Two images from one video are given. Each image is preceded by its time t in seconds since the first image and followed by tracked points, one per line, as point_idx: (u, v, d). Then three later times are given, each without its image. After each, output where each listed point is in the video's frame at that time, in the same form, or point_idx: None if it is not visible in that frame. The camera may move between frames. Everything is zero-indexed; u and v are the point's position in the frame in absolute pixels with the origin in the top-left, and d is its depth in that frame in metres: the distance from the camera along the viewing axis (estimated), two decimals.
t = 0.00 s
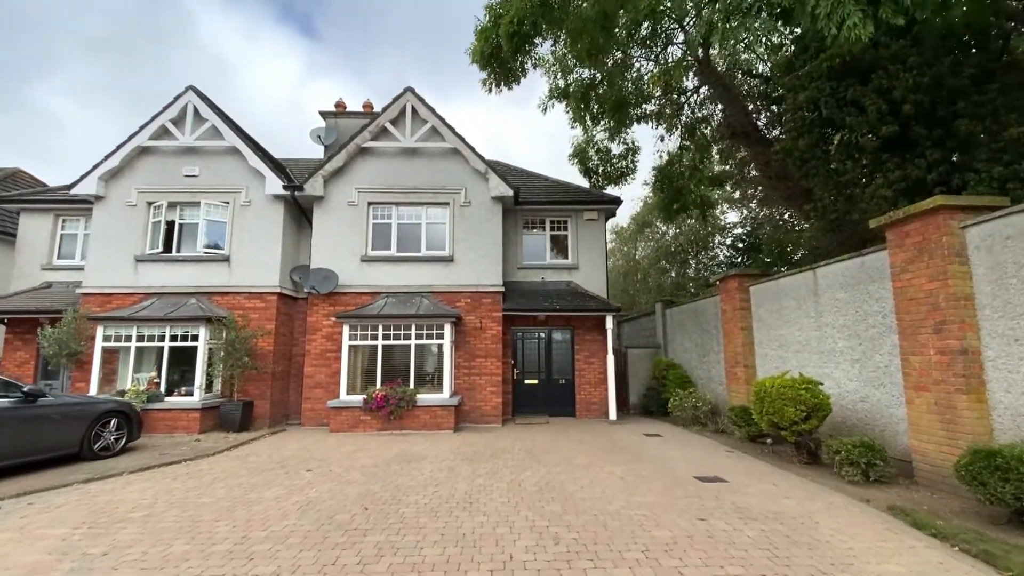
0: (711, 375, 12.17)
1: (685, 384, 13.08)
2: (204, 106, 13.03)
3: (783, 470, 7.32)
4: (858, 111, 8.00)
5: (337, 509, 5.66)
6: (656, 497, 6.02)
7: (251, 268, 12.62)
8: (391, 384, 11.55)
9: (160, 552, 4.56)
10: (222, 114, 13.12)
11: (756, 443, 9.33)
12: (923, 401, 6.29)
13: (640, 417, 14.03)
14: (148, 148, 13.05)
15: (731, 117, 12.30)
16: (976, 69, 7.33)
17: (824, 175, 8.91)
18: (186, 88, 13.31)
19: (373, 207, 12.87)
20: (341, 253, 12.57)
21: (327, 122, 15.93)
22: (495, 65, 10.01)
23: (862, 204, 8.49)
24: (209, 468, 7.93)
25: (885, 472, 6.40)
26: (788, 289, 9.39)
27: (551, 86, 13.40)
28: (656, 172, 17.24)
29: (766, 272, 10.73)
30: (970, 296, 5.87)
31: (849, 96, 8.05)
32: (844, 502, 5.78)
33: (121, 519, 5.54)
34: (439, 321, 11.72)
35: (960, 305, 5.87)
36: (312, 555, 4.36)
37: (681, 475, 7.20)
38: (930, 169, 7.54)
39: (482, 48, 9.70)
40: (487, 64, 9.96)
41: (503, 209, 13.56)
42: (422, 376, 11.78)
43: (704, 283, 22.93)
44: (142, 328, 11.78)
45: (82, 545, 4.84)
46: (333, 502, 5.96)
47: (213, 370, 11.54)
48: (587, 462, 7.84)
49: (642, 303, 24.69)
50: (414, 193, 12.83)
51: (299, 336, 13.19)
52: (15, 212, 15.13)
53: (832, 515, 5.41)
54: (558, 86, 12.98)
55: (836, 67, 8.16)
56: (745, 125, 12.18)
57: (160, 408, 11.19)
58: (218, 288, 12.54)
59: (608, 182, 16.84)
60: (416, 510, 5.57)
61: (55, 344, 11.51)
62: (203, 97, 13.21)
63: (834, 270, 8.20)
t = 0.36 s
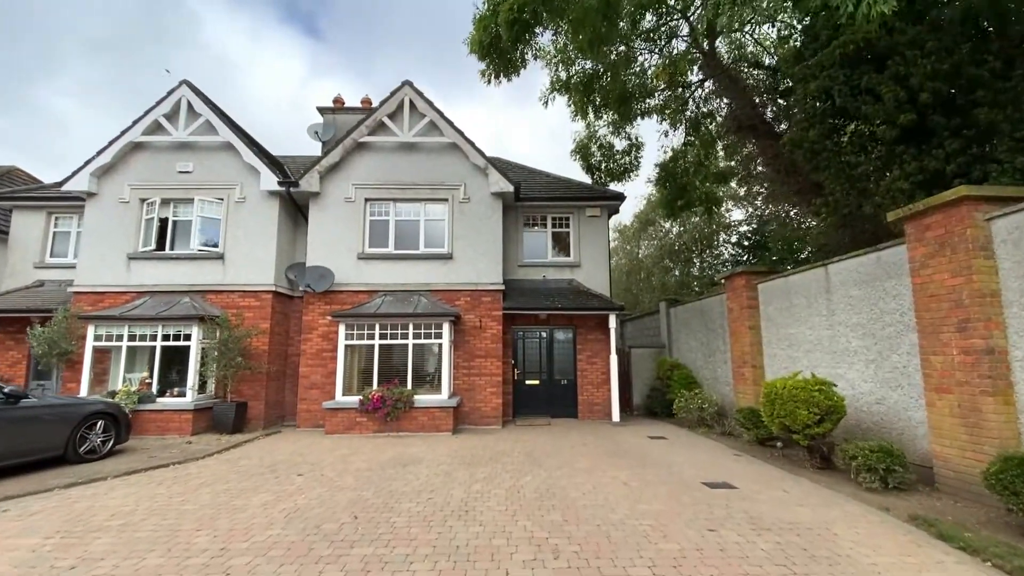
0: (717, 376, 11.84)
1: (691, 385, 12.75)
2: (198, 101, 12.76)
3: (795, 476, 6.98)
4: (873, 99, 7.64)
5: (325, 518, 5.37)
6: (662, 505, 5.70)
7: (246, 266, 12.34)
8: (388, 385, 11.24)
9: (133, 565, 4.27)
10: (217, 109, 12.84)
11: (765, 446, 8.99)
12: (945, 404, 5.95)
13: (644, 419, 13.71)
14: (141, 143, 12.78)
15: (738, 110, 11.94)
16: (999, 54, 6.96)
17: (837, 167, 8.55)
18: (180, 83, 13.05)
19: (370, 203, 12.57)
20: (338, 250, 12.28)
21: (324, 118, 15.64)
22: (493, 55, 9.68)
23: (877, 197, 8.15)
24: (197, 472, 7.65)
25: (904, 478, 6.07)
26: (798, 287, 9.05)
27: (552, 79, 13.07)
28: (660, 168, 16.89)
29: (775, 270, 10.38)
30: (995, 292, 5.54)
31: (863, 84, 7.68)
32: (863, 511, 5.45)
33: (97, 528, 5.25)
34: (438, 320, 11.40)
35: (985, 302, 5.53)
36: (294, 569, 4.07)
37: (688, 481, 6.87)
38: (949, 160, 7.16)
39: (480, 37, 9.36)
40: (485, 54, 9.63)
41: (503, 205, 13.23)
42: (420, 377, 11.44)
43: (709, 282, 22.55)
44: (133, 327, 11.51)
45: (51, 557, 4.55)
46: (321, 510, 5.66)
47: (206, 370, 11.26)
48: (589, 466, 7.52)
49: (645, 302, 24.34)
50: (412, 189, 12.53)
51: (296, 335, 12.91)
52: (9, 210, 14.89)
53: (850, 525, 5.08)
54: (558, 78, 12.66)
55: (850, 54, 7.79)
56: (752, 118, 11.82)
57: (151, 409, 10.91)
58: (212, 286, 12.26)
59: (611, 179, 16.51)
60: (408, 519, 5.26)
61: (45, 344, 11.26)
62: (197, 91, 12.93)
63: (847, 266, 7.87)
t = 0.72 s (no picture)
0: (724, 377, 11.44)
1: (696, 386, 12.35)
2: (188, 94, 12.43)
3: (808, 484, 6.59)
4: (890, 84, 7.21)
5: (307, 529, 5.00)
6: (668, 516, 5.31)
7: (238, 263, 11.99)
8: (383, 386, 10.86)
9: None
10: (208, 102, 12.50)
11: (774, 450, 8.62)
12: (971, 407, 5.55)
13: (647, 420, 13.33)
14: (130, 138, 12.45)
15: (745, 101, 11.52)
16: None
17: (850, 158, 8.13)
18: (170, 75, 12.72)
19: (365, 198, 12.21)
20: (332, 247, 11.92)
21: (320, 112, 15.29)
22: (490, 42, 9.30)
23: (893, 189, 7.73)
24: (179, 478, 7.31)
25: (927, 487, 5.67)
26: (810, 283, 8.64)
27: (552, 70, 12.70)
28: (663, 162, 16.40)
29: (784, 266, 9.98)
30: None
31: (880, 68, 7.25)
32: (886, 523, 5.05)
33: (62, 540, 4.90)
34: (434, 318, 11.02)
35: (1016, 297, 5.12)
36: None
37: (695, 488, 6.48)
38: (971, 147, 6.72)
39: (476, 23, 8.98)
40: (481, 41, 9.25)
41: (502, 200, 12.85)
42: (416, 378, 11.06)
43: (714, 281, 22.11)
44: (121, 326, 11.16)
45: (6, 573, 4.20)
46: (304, 520, 5.30)
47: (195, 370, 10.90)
48: (591, 472, 7.15)
49: (648, 302, 23.93)
50: (408, 184, 12.16)
51: (289, 334, 12.57)
52: None
53: (873, 539, 4.69)
54: (559, 69, 12.27)
55: (865, 37, 7.36)
56: (760, 108, 11.39)
57: (139, 410, 10.57)
58: (203, 284, 11.92)
59: (613, 174, 16.11)
60: (394, 531, 4.90)
61: (31, 343, 10.94)
62: (188, 84, 12.59)
63: (862, 261, 7.47)
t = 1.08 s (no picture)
0: (731, 378, 11.04)
1: (702, 387, 11.96)
2: (179, 86, 12.08)
3: (825, 493, 6.18)
4: (912, 68, 6.80)
5: (287, 544, 4.64)
6: (678, 530, 4.93)
7: (230, 261, 11.64)
8: (378, 388, 10.46)
9: None
10: (199, 95, 12.15)
11: (786, 456, 8.22)
12: (1003, 413, 5.15)
13: (652, 423, 12.94)
14: (120, 132, 12.12)
15: (753, 92, 11.11)
16: None
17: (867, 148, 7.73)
18: (161, 68, 12.38)
19: (361, 194, 11.86)
20: (327, 244, 11.56)
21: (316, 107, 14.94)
22: (489, 28, 8.92)
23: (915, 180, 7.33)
24: (161, 485, 6.95)
25: (957, 498, 5.27)
26: (824, 280, 8.25)
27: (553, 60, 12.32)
28: (668, 156, 15.87)
29: (796, 262, 9.59)
30: None
31: (901, 52, 6.84)
32: (915, 539, 4.65)
33: (23, 555, 4.55)
34: (431, 317, 10.64)
35: None
36: None
37: (705, 498, 6.09)
38: (1000, 136, 6.35)
39: (473, 8, 8.61)
40: (479, 27, 8.87)
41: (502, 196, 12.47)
42: (412, 380, 10.67)
43: (719, 280, 21.69)
44: (109, 325, 10.82)
45: None
46: (286, 533, 4.94)
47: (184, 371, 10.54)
48: (594, 480, 6.76)
49: (652, 301, 23.51)
50: (405, 179, 11.80)
51: (283, 334, 12.21)
52: None
53: (902, 558, 4.29)
54: (561, 60, 11.89)
55: (885, 19, 6.95)
56: (769, 100, 10.98)
57: (126, 413, 10.22)
58: (193, 282, 11.57)
59: (617, 170, 15.72)
60: (381, 547, 4.53)
61: (16, 343, 10.61)
62: (179, 77, 12.24)
63: (881, 257, 7.08)
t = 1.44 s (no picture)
0: (741, 378, 10.69)
1: (710, 388, 11.60)
2: (173, 79, 11.78)
3: (847, 501, 5.82)
4: (937, 49, 6.42)
5: (272, 557, 4.31)
6: (692, 542, 4.58)
7: (224, 258, 11.32)
8: (376, 388, 10.10)
9: None
10: (193, 88, 11.84)
11: (801, 460, 7.86)
12: None
13: (658, 424, 12.60)
14: (112, 125, 11.83)
15: (763, 81, 10.75)
16: None
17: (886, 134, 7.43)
18: (154, 60, 12.08)
19: (359, 189, 11.53)
20: (324, 240, 11.25)
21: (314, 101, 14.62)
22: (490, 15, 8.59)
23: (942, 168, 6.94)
24: (146, 490, 6.63)
25: (992, 507, 4.91)
26: (840, 275, 7.88)
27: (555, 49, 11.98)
28: (674, 151, 15.48)
29: (809, 258, 9.22)
30: None
31: (925, 33, 6.47)
32: (951, 554, 4.29)
33: None
34: (431, 315, 10.30)
35: None
36: None
37: (719, 506, 5.73)
38: None
39: None
40: (480, 13, 8.55)
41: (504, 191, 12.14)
42: (411, 380, 10.32)
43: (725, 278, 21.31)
44: (99, 324, 10.52)
45: None
46: (272, 544, 4.61)
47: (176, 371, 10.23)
48: (601, 486, 6.42)
49: (656, 300, 23.17)
50: (403, 173, 11.47)
51: (279, 333, 11.90)
52: None
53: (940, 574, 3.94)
54: (564, 49, 11.55)
55: None
56: (780, 90, 10.61)
57: (116, 414, 9.92)
58: (186, 279, 11.25)
59: (621, 166, 15.36)
60: (372, 561, 4.19)
61: (4, 342, 10.31)
62: (172, 69, 11.94)
63: (902, 250, 6.72)
